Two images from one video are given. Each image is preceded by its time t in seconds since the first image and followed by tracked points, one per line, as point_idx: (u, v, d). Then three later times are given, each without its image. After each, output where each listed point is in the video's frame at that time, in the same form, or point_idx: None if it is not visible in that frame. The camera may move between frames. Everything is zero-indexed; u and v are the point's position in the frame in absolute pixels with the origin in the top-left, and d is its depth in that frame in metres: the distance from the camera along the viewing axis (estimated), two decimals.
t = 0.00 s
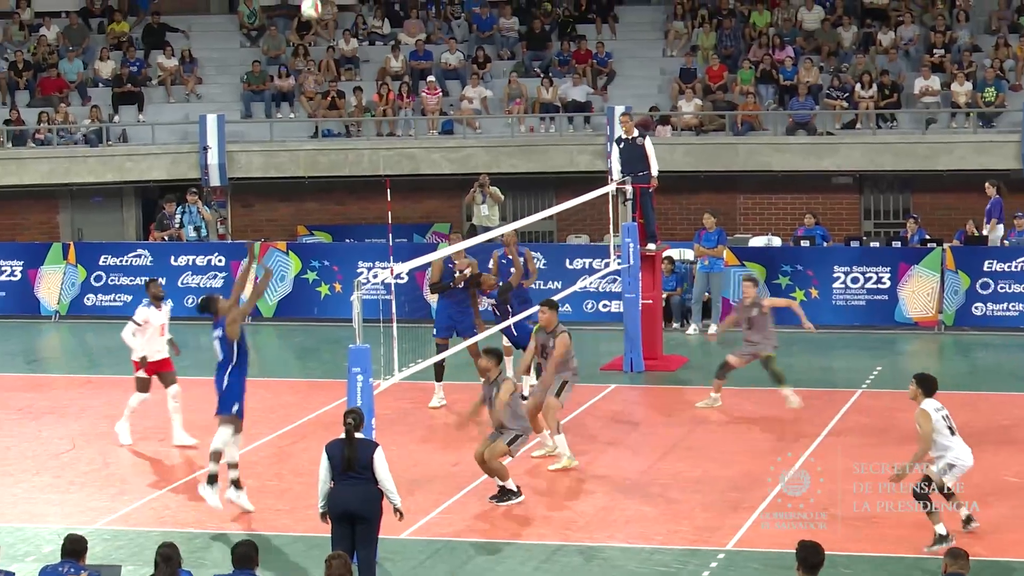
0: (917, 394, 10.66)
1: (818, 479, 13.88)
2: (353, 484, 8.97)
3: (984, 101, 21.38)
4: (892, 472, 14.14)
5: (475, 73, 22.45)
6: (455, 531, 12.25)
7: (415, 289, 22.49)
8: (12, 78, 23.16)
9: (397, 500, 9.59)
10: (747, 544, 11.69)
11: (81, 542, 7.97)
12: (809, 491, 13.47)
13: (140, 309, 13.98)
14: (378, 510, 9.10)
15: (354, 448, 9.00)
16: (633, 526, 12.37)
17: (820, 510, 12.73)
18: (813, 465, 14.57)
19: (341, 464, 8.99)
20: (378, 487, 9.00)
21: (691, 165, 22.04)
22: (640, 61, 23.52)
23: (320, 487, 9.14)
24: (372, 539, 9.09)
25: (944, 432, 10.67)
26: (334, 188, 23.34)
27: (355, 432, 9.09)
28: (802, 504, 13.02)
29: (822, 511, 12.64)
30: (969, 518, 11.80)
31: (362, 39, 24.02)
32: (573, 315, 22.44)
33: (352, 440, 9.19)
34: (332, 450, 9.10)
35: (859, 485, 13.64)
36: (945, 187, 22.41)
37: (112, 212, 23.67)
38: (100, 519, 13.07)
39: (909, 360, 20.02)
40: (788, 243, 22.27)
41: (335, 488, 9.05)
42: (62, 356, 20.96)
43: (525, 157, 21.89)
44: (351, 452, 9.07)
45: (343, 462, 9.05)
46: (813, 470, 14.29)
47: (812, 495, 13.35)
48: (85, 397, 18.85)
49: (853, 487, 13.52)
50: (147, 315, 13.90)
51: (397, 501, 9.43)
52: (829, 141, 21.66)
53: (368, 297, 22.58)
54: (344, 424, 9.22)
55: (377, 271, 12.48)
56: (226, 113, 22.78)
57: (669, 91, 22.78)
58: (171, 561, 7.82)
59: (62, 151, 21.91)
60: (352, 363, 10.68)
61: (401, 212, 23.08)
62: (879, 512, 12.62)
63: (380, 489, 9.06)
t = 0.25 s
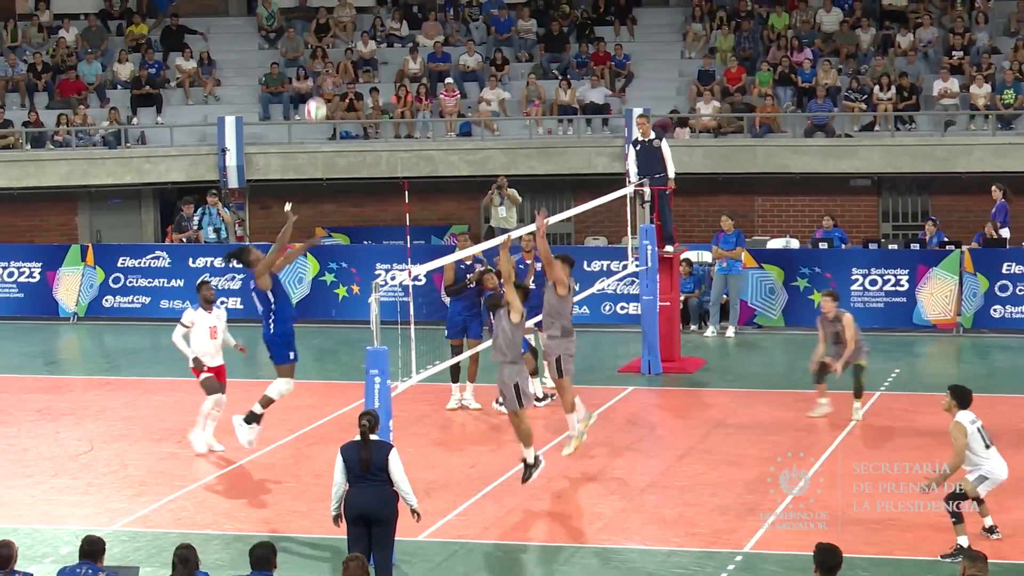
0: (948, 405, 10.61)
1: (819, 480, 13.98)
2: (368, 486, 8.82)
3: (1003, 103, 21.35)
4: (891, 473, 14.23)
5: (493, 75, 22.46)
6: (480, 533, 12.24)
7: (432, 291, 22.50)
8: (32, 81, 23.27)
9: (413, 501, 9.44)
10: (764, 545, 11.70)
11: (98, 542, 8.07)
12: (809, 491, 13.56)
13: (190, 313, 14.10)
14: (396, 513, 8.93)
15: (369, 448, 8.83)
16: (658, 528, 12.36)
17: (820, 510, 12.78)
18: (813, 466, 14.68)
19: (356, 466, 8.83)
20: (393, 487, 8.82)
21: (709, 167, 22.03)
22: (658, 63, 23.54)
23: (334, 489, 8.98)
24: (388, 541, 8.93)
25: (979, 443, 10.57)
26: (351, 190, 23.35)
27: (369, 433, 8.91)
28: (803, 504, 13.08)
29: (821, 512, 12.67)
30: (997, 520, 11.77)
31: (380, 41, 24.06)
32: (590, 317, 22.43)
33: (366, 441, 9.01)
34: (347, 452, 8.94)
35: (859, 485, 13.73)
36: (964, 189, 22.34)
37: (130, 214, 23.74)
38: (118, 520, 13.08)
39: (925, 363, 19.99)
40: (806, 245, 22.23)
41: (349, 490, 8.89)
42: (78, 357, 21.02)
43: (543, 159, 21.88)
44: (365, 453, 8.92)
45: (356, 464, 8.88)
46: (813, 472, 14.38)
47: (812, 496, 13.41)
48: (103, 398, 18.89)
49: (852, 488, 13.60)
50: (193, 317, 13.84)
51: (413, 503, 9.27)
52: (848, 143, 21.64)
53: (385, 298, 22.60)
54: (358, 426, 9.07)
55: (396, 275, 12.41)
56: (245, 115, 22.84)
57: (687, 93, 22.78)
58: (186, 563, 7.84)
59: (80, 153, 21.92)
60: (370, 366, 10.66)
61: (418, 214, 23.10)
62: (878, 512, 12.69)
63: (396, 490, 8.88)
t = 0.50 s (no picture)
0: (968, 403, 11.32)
1: (819, 481, 14.04)
2: (373, 490, 8.71)
3: (1007, 106, 21.36)
4: (888, 473, 14.34)
5: (497, 78, 22.47)
6: (487, 535, 12.21)
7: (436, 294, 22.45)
8: (36, 83, 23.29)
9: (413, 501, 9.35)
10: (766, 546, 11.75)
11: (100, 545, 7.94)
12: (807, 492, 13.63)
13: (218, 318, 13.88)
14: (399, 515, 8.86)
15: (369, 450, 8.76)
16: (665, 531, 12.34)
17: (818, 510, 12.85)
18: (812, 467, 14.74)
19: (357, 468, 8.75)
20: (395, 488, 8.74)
21: (713, 170, 22.04)
22: (663, 66, 23.54)
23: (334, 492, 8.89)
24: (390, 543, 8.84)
25: (997, 441, 11.11)
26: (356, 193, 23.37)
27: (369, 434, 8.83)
28: (801, 505, 13.12)
29: (820, 511, 12.76)
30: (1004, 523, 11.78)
31: (384, 44, 24.07)
32: (594, 320, 22.42)
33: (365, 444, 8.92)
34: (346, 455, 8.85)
35: (859, 485, 13.84)
36: (968, 193, 22.33)
37: (134, 217, 23.73)
38: (121, 523, 13.06)
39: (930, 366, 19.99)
40: (810, 248, 22.22)
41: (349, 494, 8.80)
42: (82, 360, 21.03)
43: (547, 162, 21.89)
44: (369, 457, 8.79)
45: (356, 467, 8.80)
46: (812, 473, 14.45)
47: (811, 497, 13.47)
48: (107, 401, 18.85)
49: (854, 487, 13.69)
50: (222, 322, 13.75)
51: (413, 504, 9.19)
52: (852, 146, 21.66)
53: (389, 302, 22.57)
54: (360, 428, 8.93)
55: (400, 275, 12.38)
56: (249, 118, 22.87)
57: (692, 96, 22.75)
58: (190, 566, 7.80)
59: (84, 155, 21.97)
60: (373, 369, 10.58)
61: (422, 218, 23.13)
62: (878, 511, 12.75)
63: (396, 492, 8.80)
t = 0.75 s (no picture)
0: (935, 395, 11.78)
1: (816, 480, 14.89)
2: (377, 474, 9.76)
3: (970, 119, 22.79)
4: (882, 468, 15.32)
5: (492, 91, 23.92)
6: (478, 523, 13.70)
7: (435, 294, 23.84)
8: (58, 96, 24.81)
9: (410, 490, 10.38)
10: (743, 532, 13.13)
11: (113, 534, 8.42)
12: (807, 492, 14.54)
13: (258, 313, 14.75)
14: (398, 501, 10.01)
15: (372, 443, 9.85)
16: (645, 518, 13.78)
17: (816, 511, 13.77)
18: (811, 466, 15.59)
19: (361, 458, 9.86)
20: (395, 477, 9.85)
21: (695, 178, 23.46)
22: (648, 80, 25.01)
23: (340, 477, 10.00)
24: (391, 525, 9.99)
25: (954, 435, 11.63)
26: (359, 199, 24.81)
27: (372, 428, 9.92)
28: (800, 505, 14.08)
29: (817, 513, 13.68)
30: (941, 514, 13.20)
31: (386, 59, 25.51)
32: (583, 319, 23.90)
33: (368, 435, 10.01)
34: (351, 445, 9.95)
35: (822, 476, 15.24)
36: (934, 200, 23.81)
37: (151, 221, 25.25)
38: (140, 509, 14.54)
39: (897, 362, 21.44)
40: (785, 251, 23.69)
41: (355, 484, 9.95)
42: (103, 356, 22.47)
43: (539, 170, 23.29)
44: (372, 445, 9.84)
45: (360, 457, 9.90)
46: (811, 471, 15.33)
47: (809, 496, 14.42)
48: (126, 396, 20.28)
49: (818, 478, 15.12)
50: (262, 317, 14.62)
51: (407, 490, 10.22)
52: (824, 156, 23.04)
53: (391, 302, 23.91)
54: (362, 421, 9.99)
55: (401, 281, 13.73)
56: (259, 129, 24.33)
57: (674, 109, 24.20)
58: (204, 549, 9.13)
59: (103, 164, 23.35)
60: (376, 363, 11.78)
61: (422, 222, 24.58)
62: (874, 511, 13.60)
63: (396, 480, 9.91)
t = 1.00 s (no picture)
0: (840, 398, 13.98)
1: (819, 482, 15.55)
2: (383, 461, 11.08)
3: (934, 131, 24.53)
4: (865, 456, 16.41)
5: (489, 105, 25.69)
6: (472, 506, 15.06)
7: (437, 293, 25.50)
8: (86, 109, 26.71)
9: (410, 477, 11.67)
10: (728, 518, 14.21)
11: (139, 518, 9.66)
12: (809, 491, 15.07)
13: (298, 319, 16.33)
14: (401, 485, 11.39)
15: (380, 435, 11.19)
16: (638, 503, 15.02)
17: (819, 510, 14.14)
18: (816, 473, 16.28)
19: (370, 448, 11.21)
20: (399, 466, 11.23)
21: (679, 186, 25.20)
22: (635, 95, 26.81)
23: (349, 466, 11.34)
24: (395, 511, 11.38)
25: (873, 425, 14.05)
26: (366, 206, 26.51)
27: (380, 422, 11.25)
28: (802, 503, 14.64)
29: (821, 511, 14.11)
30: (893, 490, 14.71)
31: (391, 75, 27.32)
32: (574, 317, 25.64)
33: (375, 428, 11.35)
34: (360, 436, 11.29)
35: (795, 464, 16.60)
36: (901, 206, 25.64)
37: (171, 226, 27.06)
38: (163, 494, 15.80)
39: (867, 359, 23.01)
40: (762, 254, 25.44)
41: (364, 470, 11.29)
42: (127, 352, 24.09)
43: (534, 179, 25.08)
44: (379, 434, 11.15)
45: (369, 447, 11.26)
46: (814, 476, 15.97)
47: (812, 495, 14.98)
48: (150, 387, 21.94)
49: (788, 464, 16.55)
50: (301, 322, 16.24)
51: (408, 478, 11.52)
52: (799, 165, 24.76)
53: (395, 302, 25.67)
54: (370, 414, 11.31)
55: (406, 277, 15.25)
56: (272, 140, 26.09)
57: (659, 121, 25.99)
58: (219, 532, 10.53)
59: (128, 173, 25.12)
60: (382, 359, 13.14)
61: (424, 228, 26.29)
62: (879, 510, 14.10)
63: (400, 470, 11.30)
